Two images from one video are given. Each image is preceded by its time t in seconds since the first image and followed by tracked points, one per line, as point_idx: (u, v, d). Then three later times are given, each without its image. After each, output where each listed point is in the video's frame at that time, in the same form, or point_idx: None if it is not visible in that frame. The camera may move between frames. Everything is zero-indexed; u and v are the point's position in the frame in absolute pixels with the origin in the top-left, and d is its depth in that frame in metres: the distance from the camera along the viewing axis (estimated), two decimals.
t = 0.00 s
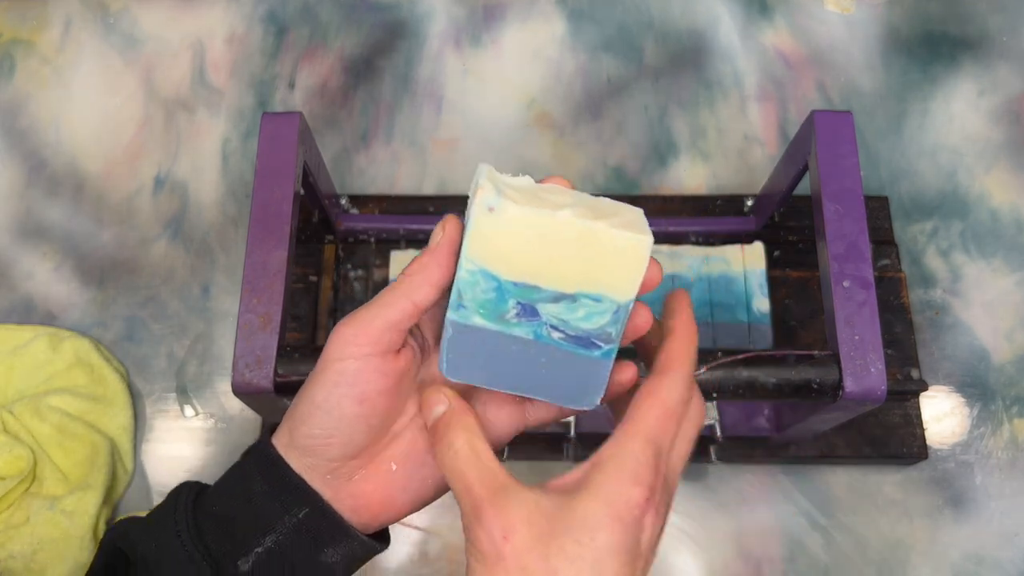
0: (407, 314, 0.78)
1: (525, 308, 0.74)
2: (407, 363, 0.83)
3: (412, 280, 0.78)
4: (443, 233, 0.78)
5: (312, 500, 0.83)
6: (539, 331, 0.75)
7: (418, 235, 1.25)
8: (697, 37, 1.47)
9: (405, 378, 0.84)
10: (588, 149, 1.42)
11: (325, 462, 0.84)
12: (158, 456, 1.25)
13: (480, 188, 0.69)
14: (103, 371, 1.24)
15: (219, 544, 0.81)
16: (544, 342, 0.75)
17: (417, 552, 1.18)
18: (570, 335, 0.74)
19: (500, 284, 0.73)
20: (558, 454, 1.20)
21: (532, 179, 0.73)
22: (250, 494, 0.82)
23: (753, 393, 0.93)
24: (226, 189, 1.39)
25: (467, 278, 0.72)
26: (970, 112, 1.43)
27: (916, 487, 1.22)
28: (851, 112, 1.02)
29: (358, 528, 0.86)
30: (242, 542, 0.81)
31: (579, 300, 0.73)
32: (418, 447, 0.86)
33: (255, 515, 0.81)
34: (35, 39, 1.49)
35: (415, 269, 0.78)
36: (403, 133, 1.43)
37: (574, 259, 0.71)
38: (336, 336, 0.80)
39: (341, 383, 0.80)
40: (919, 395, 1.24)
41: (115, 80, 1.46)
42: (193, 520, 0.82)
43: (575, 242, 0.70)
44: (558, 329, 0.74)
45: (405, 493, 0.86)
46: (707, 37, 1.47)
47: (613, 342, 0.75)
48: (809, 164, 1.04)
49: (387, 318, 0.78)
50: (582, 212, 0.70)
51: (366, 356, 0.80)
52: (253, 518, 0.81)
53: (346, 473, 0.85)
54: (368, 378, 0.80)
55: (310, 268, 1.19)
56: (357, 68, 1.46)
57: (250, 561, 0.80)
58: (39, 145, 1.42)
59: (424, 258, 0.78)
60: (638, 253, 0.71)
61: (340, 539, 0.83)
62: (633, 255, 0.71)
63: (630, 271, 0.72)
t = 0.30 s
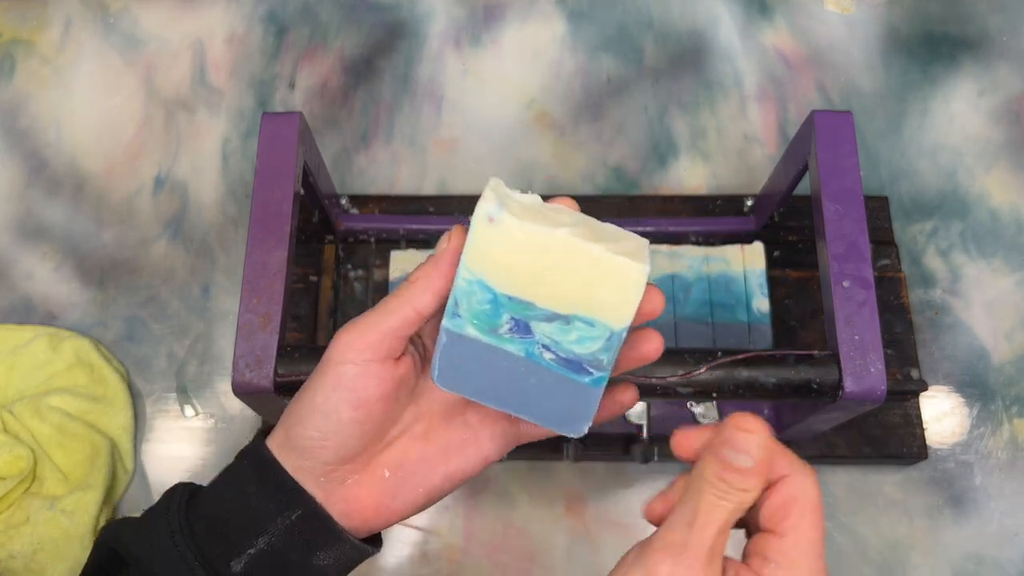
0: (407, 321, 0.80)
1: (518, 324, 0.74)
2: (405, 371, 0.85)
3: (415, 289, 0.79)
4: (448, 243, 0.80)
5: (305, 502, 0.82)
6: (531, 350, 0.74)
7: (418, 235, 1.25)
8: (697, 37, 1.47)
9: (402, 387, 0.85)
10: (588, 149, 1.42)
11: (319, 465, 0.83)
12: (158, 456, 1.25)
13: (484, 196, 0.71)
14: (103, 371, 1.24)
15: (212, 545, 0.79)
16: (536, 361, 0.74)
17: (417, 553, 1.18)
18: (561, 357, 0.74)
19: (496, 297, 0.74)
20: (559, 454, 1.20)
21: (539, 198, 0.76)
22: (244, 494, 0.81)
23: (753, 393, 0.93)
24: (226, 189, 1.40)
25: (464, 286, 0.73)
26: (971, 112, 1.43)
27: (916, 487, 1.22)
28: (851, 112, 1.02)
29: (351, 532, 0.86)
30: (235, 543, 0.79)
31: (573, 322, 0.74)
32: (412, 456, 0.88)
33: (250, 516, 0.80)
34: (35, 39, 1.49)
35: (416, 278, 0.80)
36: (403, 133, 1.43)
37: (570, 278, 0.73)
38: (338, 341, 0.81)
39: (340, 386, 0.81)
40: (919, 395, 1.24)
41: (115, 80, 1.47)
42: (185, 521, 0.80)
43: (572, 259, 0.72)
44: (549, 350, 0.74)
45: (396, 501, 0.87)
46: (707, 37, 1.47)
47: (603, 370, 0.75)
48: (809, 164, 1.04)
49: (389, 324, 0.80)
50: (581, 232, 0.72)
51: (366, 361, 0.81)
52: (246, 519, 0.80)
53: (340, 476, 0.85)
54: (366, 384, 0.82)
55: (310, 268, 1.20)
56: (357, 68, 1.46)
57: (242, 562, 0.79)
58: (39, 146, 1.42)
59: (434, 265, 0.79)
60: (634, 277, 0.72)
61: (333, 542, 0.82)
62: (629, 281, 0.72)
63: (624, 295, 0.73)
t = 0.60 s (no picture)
0: (416, 329, 0.82)
1: (514, 341, 0.76)
2: (418, 382, 0.85)
3: (423, 296, 0.81)
4: (454, 250, 0.83)
5: (314, 514, 0.82)
6: (527, 367, 0.76)
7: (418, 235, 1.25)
8: (697, 37, 1.48)
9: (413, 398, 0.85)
10: (588, 149, 1.42)
11: (327, 474, 0.83)
12: (158, 456, 1.25)
13: (483, 213, 0.73)
14: (103, 371, 1.24)
15: (222, 554, 0.80)
16: (531, 378, 0.76)
17: (417, 553, 1.18)
18: (557, 376, 0.76)
19: (493, 313, 0.76)
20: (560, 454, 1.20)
21: (543, 216, 0.77)
22: (255, 505, 0.81)
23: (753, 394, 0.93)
24: (226, 189, 1.40)
25: (462, 301, 0.76)
26: (970, 112, 1.43)
27: (916, 488, 1.22)
28: (851, 112, 1.02)
29: (357, 545, 0.85)
30: (244, 554, 0.80)
31: (568, 342, 0.75)
32: (421, 467, 0.86)
33: (259, 527, 0.81)
34: (35, 39, 1.49)
35: (426, 285, 0.82)
36: (403, 133, 1.43)
37: (563, 298, 0.73)
38: (352, 350, 0.82)
39: (352, 395, 0.82)
40: (919, 395, 1.24)
41: (115, 80, 1.47)
42: (196, 531, 0.81)
43: (568, 279, 0.72)
44: (545, 368, 0.76)
45: (404, 512, 0.86)
46: (707, 37, 1.47)
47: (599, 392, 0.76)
48: (809, 163, 1.04)
49: (400, 333, 0.81)
50: (577, 251, 0.72)
51: (379, 370, 0.82)
52: (257, 530, 0.80)
53: (348, 487, 0.85)
54: (377, 393, 0.82)
55: (310, 268, 1.20)
56: (357, 68, 1.46)
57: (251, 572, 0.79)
58: (40, 146, 1.42)
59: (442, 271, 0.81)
60: (628, 299, 0.72)
61: (341, 555, 0.82)
62: (623, 302, 0.72)
63: (618, 317, 0.73)
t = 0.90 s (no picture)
0: (390, 272, 0.82)
1: (486, 269, 0.73)
2: (397, 325, 0.85)
3: (391, 239, 0.81)
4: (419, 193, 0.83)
5: (308, 466, 0.81)
6: (502, 294, 0.73)
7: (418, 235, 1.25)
8: (697, 37, 1.48)
9: (395, 341, 0.85)
10: (588, 149, 1.42)
11: (318, 424, 0.84)
12: (158, 456, 1.25)
13: (438, 145, 0.71)
14: (103, 371, 1.24)
15: (217, 513, 0.78)
16: (508, 306, 0.73)
17: (417, 552, 1.18)
18: (532, 299, 0.73)
19: (462, 244, 0.73)
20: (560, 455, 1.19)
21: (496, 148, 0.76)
22: (248, 462, 0.80)
23: (753, 394, 0.93)
24: (226, 189, 1.40)
25: (430, 236, 0.73)
26: (971, 112, 1.43)
27: (916, 487, 1.22)
28: (851, 111, 1.02)
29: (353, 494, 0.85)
30: (241, 511, 0.78)
31: (538, 262, 0.73)
32: (408, 410, 0.87)
33: (255, 484, 0.79)
34: (35, 39, 1.49)
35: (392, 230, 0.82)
36: (403, 133, 1.43)
37: (527, 219, 0.72)
38: (328, 298, 0.84)
39: (333, 341, 0.82)
40: (920, 395, 1.24)
41: (115, 81, 1.47)
42: (191, 491, 0.79)
43: (529, 199, 0.71)
44: (519, 293, 0.73)
45: (397, 456, 0.86)
46: (707, 37, 1.47)
47: (574, 307, 0.74)
48: (809, 164, 1.04)
49: (372, 277, 0.81)
50: (534, 170, 0.72)
51: (356, 314, 0.82)
52: (252, 486, 0.79)
53: (339, 436, 0.85)
54: (357, 337, 0.82)
55: (310, 268, 1.20)
56: (357, 68, 1.46)
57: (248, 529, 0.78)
58: (40, 146, 1.42)
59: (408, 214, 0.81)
60: (591, 208, 0.71)
61: (337, 507, 0.81)
62: (586, 212, 0.71)
63: (582, 229, 0.72)
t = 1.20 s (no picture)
0: (428, 315, 0.79)
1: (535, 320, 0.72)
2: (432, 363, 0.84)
3: (431, 282, 0.77)
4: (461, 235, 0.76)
5: (342, 499, 0.80)
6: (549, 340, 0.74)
7: (418, 235, 1.25)
8: (697, 37, 1.48)
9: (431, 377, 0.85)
10: (588, 149, 1.42)
11: (358, 463, 0.83)
12: (158, 456, 1.25)
13: (494, 206, 0.65)
14: (103, 371, 1.24)
15: (250, 542, 0.78)
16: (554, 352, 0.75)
17: (417, 553, 1.18)
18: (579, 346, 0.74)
19: (512, 298, 0.70)
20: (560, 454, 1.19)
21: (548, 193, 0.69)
22: (280, 492, 0.80)
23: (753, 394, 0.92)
24: (226, 189, 1.40)
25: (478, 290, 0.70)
26: (971, 112, 1.43)
27: (916, 488, 1.22)
28: (851, 111, 1.02)
29: (387, 524, 0.85)
30: (273, 541, 0.78)
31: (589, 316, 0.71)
32: (445, 442, 0.87)
33: (287, 515, 0.79)
34: (35, 39, 1.49)
35: (433, 271, 0.78)
36: (403, 133, 1.43)
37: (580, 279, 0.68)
38: (365, 342, 0.81)
39: (372, 387, 0.81)
40: (919, 395, 1.24)
41: (115, 81, 1.47)
42: (224, 518, 0.80)
43: (587, 264, 0.66)
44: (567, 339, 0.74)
45: (435, 487, 0.87)
46: (707, 37, 1.48)
47: (620, 353, 0.76)
48: (809, 163, 1.04)
49: (413, 321, 0.79)
50: (593, 229, 0.66)
51: (396, 360, 0.81)
52: (284, 516, 0.79)
53: (378, 472, 0.84)
54: (398, 381, 0.81)
55: (310, 268, 1.20)
56: (357, 68, 1.46)
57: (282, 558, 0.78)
58: (40, 146, 1.42)
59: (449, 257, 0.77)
60: (649, 275, 0.67)
61: (369, 537, 0.80)
62: (644, 275, 0.67)
63: (638, 289, 0.68)
